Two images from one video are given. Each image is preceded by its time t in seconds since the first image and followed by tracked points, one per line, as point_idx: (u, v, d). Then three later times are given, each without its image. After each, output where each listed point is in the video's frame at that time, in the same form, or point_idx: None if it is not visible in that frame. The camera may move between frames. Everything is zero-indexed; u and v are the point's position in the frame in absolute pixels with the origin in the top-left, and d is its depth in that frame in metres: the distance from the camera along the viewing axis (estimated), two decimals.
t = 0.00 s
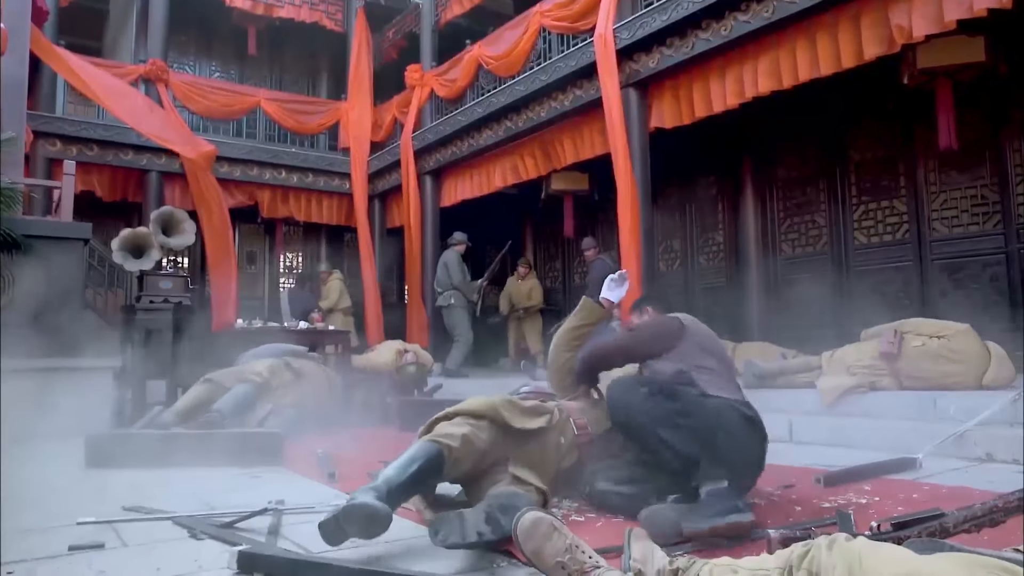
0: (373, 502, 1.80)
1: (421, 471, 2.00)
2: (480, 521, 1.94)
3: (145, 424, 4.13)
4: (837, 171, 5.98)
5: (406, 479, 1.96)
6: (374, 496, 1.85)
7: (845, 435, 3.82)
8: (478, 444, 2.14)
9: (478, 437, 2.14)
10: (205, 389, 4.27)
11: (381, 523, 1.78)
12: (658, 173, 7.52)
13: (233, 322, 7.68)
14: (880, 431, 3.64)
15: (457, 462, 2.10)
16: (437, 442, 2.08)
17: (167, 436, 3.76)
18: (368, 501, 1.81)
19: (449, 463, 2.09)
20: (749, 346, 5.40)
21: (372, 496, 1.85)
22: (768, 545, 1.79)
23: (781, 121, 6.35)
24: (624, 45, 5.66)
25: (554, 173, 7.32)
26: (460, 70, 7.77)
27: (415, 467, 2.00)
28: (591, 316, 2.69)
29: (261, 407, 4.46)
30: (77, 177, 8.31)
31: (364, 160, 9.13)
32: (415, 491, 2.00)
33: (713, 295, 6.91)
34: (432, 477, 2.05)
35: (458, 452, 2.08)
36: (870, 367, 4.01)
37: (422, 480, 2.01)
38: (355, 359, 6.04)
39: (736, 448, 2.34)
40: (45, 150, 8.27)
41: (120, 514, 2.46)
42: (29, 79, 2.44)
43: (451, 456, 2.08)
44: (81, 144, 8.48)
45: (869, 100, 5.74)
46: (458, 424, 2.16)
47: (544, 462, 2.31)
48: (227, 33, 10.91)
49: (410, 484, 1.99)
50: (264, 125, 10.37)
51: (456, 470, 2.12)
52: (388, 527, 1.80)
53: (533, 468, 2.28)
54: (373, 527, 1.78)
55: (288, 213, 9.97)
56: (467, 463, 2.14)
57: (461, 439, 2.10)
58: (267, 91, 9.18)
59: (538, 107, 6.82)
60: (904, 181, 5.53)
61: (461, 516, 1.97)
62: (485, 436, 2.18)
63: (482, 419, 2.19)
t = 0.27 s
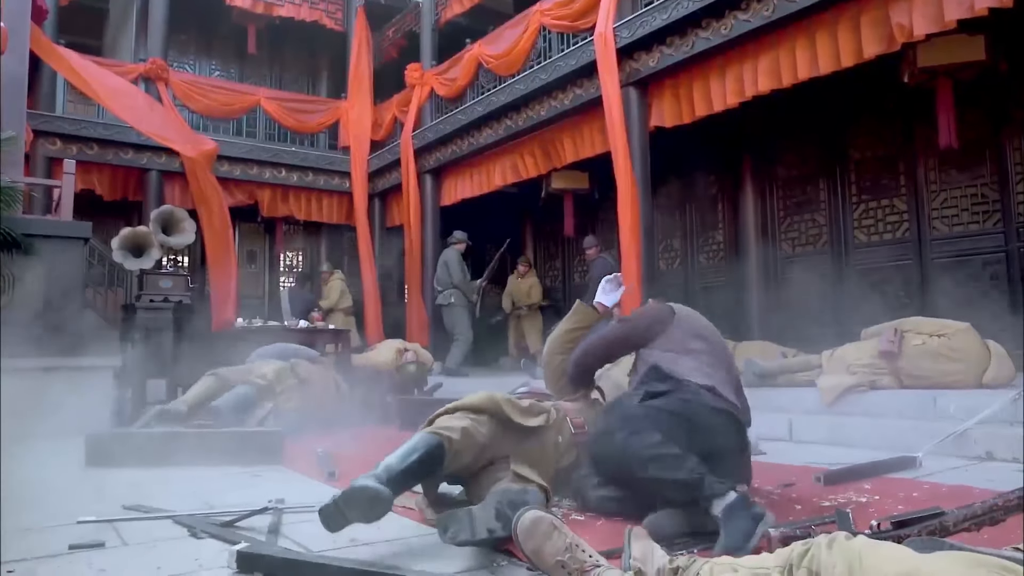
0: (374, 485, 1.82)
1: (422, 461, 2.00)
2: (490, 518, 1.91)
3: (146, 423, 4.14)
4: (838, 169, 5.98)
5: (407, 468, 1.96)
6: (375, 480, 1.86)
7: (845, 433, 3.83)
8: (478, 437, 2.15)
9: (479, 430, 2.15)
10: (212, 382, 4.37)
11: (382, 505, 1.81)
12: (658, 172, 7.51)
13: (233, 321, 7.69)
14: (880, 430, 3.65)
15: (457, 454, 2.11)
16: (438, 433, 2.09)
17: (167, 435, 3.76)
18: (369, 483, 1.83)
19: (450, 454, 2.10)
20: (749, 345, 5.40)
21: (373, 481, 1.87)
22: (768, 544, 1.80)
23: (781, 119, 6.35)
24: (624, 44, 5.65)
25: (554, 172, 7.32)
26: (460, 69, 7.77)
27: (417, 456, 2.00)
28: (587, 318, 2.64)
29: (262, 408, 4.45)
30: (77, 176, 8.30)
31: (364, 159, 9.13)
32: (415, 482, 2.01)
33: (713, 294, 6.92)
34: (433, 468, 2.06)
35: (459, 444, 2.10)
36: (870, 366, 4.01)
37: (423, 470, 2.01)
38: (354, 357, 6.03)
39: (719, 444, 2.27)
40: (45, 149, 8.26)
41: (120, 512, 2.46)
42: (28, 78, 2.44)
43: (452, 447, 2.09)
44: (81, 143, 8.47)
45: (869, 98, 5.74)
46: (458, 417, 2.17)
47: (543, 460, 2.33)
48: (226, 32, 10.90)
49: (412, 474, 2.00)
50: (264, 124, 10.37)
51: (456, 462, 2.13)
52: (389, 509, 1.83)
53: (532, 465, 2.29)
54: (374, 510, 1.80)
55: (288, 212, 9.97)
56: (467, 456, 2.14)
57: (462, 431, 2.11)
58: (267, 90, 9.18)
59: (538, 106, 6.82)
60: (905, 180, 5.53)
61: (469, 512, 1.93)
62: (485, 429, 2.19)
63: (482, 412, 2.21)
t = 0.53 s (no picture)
0: (375, 464, 1.83)
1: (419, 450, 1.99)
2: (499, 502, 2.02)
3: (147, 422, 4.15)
4: (838, 168, 5.98)
5: (406, 455, 1.96)
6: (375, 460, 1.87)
7: (845, 433, 3.84)
8: (477, 429, 2.16)
9: (477, 422, 2.17)
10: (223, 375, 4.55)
11: (380, 483, 1.81)
12: (659, 172, 7.51)
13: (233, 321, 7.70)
14: (880, 429, 3.66)
15: (455, 445, 2.12)
16: (436, 424, 2.09)
17: (168, 433, 3.77)
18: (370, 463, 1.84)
19: (447, 446, 2.10)
20: (750, 345, 5.40)
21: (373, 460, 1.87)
22: (769, 544, 1.80)
23: (782, 119, 6.35)
24: (624, 43, 5.65)
25: (554, 172, 7.32)
26: (461, 68, 7.77)
27: (416, 443, 2.00)
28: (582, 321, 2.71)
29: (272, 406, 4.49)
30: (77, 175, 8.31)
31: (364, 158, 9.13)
32: (413, 472, 2.00)
33: (713, 294, 6.92)
34: (429, 459, 2.05)
35: (457, 435, 2.10)
36: (869, 365, 4.02)
37: (422, 458, 2.01)
38: (355, 356, 6.03)
39: (685, 424, 2.16)
40: (45, 148, 8.27)
41: (121, 511, 2.47)
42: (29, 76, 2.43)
43: (451, 437, 2.10)
44: (81, 142, 8.47)
45: (870, 97, 5.74)
46: (457, 409, 2.19)
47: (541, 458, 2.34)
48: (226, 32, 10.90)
49: (409, 463, 1.99)
50: (264, 124, 10.37)
51: (454, 454, 2.13)
52: (387, 489, 1.83)
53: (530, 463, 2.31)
54: (372, 489, 1.81)
55: (287, 211, 9.97)
56: (465, 448, 2.15)
57: (460, 423, 2.12)
58: (267, 89, 9.18)
59: (538, 105, 6.82)
60: (905, 179, 5.53)
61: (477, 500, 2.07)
62: (484, 422, 2.20)
63: (481, 406, 2.23)
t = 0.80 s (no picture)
0: (366, 442, 1.83)
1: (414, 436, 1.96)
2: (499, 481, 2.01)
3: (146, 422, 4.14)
4: (838, 168, 5.98)
5: (400, 442, 1.93)
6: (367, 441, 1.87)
7: (845, 432, 3.83)
8: (472, 421, 2.13)
9: (472, 415, 2.14)
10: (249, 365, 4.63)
11: (372, 457, 1.80)
12: (659, 171, 7.51)
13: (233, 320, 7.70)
14: (880, 428, 3.66)
15: (451, 438, 2.08)
16: (430, 416, 2.07)
17: (168, 433, 3.77)
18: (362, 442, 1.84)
19: (442, 437, 2.06)
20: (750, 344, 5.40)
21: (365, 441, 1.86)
22: (769, 543, 1.80)
23: (782, 118, 6.35)
24: (624, 42, 5.64)
25: (554, 171, 7.32)
26: (461, 68, 7.77)
27: (411, 431, 1.98)
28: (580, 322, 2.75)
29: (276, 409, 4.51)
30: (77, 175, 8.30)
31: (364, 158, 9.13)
32: (407, 462, 1.97)
33: (714, 293, 6.92)
34: (424, 449, 2.01)
35: (451, 426, 2.07)
36: (870, 365, 4.02)
37: (416, 446, 1.98)
38: (355, 355, 6.03)
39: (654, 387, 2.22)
40: (46, 148, 8.26)
41: (121, 511, 2.47)
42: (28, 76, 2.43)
43: (446, 427, 2.06)
44: (81, 142, 8.47)
45: (870, 96, 5.73)
46: (451, 404, 2.16)
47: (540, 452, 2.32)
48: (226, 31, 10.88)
49: (404, 452, 1.96)
50: (264, 123, 10.37)
51: (450, 446, 2.08)
52: (379, 466, 1.82)
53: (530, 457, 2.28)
54: (366, 464, 1.80)
55: (287, 211, 9.97)
56: (462, 441, 2.11)
57: (454, 413, 2.09)
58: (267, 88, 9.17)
59: (538, 104, 6.81)
60: (906, 178, 5.52)
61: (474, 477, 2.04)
62: (479, 415, 2.17)
63: (475, 401, 2.20)
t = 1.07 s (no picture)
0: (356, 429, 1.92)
1: (409, 427, 2.02)
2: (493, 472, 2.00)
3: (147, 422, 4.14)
4: (838, 167, 5.97)
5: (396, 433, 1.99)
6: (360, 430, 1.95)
7: (846, 432, 3.84)
8: (470, 416, 2.16)
9: (469, 410, 2.17)
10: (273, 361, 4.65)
11: (361, 444, 1.88)
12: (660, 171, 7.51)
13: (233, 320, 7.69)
14: (880, 428, 3.67)
15: (448, 431, 2.13)
16: (426, 409, 2.13)
17: (169, 432, 3.76)
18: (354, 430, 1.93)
19: (437, 431, 2.11)
20: (751, 343, 5.40)
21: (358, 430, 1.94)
22: (769, 543, 1.80)
23: (782, 117, 6.34)
24: (625, 42, 5.63)
25: (554, 171, 7.32)
26: (461, 67, 7.77)
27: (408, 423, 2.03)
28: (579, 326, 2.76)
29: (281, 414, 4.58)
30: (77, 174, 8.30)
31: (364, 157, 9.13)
32: (404, 453, 2.03)
33: (714, 292, 6.92)
34: (420, 442, 2.07)
35: (448, 419, 2.12)
36: (870, 364, 4.02)
37: (412, 438, 2.03)
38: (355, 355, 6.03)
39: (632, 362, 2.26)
40: (46, 147, 8.26)
41: (121, 510, 2.47)
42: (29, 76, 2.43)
43: (442, 421, 2.11)
44: (81, 141, 8.46)
45: (870, 96, 5.73)
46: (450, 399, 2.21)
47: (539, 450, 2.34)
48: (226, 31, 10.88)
49: (399, 445, 2.02)
50: (264, 123, 10.37)
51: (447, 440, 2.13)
52: (369, 453, 1.89)
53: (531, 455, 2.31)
54: (355, 451, 1.89)
55: (287, 211, 9.97)
56: (460, 434, 2.15)
57: (450, 408, 2.14)
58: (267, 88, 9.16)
59: (538, 104, 6.81)
60: (906, 177, 5.52)
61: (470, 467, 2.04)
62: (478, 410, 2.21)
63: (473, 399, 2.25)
